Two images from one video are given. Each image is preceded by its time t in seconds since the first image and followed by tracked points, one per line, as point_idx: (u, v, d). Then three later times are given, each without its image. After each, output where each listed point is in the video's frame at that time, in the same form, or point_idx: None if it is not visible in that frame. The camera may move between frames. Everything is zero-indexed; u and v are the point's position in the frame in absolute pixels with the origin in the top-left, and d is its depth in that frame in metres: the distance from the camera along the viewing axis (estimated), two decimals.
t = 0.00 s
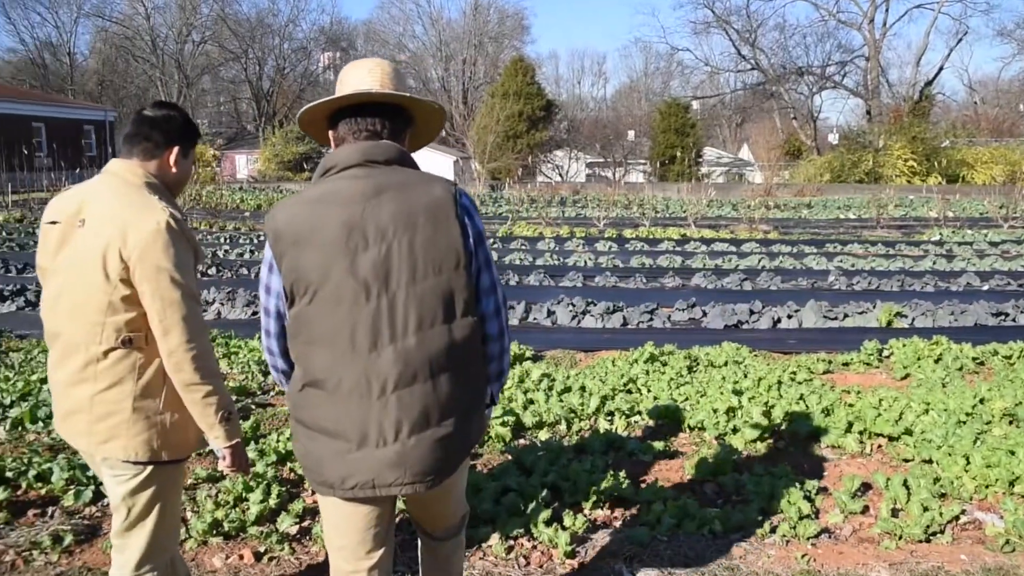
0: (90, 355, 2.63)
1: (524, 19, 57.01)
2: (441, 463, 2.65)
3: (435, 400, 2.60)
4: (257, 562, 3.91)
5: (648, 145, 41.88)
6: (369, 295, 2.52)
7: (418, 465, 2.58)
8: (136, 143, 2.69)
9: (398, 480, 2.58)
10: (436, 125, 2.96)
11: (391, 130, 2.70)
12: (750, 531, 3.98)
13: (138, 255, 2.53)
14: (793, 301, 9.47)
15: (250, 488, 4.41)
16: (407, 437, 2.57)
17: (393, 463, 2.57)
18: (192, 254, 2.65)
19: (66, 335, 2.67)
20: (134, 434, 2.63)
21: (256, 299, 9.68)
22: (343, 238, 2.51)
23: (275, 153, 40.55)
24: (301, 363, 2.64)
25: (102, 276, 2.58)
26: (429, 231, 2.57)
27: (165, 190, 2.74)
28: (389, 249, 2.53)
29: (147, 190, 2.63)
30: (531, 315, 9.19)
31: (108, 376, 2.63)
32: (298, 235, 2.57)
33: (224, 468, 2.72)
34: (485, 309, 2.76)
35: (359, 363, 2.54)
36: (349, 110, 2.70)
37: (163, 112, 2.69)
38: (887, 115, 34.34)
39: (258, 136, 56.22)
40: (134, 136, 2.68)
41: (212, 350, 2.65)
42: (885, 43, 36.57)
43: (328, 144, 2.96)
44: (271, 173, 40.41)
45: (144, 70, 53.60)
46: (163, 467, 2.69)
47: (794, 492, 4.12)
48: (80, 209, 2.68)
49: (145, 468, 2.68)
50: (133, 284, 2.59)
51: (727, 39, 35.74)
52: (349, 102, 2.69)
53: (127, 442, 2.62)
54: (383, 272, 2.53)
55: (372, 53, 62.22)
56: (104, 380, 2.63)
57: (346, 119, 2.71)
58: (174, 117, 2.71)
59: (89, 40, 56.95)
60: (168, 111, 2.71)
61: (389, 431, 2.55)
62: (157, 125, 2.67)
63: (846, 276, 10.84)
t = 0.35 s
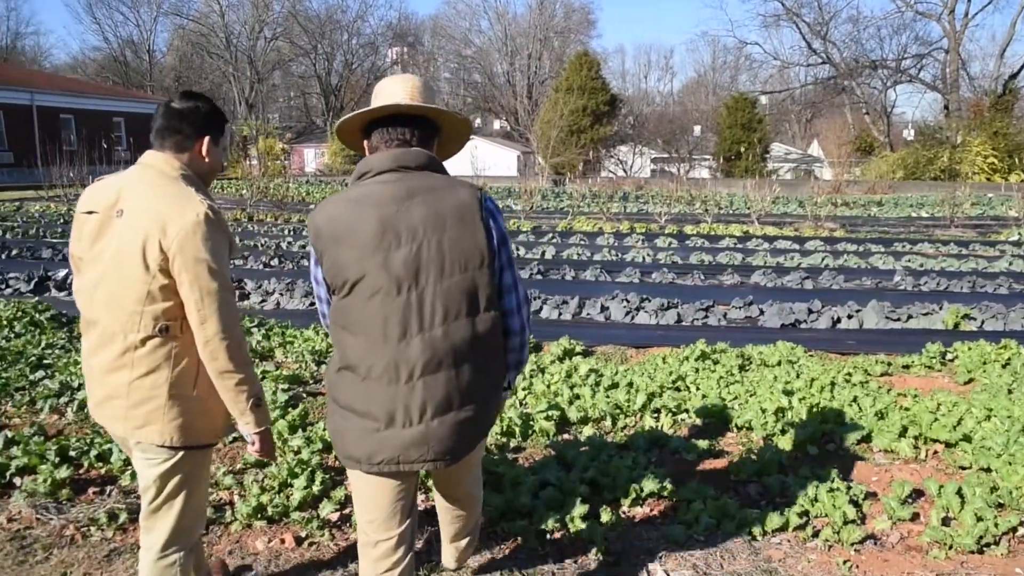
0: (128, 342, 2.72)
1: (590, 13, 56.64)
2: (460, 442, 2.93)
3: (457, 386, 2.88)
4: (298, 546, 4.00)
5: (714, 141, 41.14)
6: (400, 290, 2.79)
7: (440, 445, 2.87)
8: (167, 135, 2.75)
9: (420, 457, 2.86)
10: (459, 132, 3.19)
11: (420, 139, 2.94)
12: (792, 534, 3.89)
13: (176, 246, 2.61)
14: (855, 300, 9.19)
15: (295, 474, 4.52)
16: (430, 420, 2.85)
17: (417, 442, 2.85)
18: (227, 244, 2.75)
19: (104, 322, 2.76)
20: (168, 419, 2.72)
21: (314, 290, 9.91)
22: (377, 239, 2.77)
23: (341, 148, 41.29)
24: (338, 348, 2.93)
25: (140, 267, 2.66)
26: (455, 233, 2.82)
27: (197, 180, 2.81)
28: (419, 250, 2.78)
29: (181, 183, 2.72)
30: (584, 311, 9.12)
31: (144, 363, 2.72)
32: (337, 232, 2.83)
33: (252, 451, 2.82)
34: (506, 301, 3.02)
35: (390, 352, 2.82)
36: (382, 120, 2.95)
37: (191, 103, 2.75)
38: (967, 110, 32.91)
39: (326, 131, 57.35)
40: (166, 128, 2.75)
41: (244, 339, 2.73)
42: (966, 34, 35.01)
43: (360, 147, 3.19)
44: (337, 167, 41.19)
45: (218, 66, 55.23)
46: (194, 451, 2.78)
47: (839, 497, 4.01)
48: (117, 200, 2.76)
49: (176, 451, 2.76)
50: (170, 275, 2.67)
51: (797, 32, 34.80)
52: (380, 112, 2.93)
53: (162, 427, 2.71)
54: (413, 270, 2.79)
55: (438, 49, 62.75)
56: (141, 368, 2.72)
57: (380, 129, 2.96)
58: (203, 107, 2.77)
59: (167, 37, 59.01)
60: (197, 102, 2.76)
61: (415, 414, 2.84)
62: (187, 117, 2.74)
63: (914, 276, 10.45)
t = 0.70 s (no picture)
0: (162, 334, 2.82)
1: (657, 8, 55.96)
2: (505, 426, 3.01)
3: (506, 373, 2.97)
4: (338, 533, 4.08)
5: (783, 137, 40.16)
6: (458, 281, 2.86)
7: (489, 426, 2.94)
8: (201, 133, 2.83)
9: (470, 437, 2.93)
10: (499, 152, 3.35)
11: (465, 153, 3.08)
12: (835, 540, 3.78)
13: (206, 242, 2.69)
14: (921, 302, 8.86)
15: (338, 464, 4.62)
16: (481, 401, 2.93)
17: (468, 423, 2.92)
18: (256, 240, 2.82)
19: (141, 315, 2.87)
20: (200, 409, 2.81)
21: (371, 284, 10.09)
22: (436, 234, 2.85)
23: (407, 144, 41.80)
24: (391, 337, 2.98)
25: (173, 262, 2.75)
26: (510, 233, 2.92)
27: (229, 177, 2.89)
28: (477, 246, 2.87)
29: (214, 179, 2.79)
30: (639, 308, 9.00)
31: (178, 355, 2.82)
32: (397, 229, 2.90)
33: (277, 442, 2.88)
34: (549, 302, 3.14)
35: (446, 338, 2.88)
36: (430, 139, 3.09)
37: (223, 101, 2.81)
38: None
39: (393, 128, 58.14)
40: (200, 126, 2.83)
41: (270, 333, 2.81)
42: None
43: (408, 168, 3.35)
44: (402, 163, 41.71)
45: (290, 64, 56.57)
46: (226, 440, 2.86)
47: (887, 504, 3.87)
48: (153, 197, 2.86)
49: (210, 439, 2.85)
50: (201, 270, 2.75)
51: (872, 24, 33.65)
52: (428, 133, 3.08)
53: (195, 416, 2.79)
54: (471, 262, 2.87)
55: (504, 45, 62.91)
56: (175, 359, 2.82)
57: (427, 148, 3.10)
58: (234, 106, 2.83)
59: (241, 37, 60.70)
60: (228, 100, 2.83)
61: (467, 394, 2.91)
62: (219, 115, 2.80)
63: (987, 278, 10.02)
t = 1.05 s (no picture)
0: (190, 323, 2.92)
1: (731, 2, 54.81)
2: (560, 384, 3.29)
3: (562, 336, 3.26)
4: (376, 522, 4.14)
5: (860, 133, 38.85)
6: (521, 252, 3.17)
7: (549, 381, 3.22)
8: (224, 128, 2.91)
9: (532, 391, 3.20)
10: (552, 163, 3.63)
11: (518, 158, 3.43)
12: (880, 550, 3.65)
13: (226, 232, 2.76)
14: (994, 305, 8.47)
15: (381, 454, 4.69)
16: (542, 359, 3.21)
17: (531, 379, 3.19)
18: (276, 229, 2.89)
19: (169, 304, 2.98)
20: (228, 394, 2.91)
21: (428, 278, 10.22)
22: (500, 212, 3.17)
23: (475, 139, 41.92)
24: (455, 307, 3.25)
25: (196, 253, 2.84)
26: (563, 214, 3.27)
27: (251, 169, 2.96)
28: (535, 224, 3.19)
29: (234, 171, 2.86)
30: (696, 306, 8.82)
31: (206, 342, 2.92)
32: (463, 211, 3.20)
33: (295, 431, 2.94)
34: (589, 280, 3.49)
35: (510, 303, 3.17)
36: (490, 144, 3.40)
37: (242, 95, 2.89)
38: None
39: (461, 123, 58.58)
40: (221, 121, 2.91)
41: (288, 321, 2.87)
42: None
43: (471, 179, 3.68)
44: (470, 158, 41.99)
45: (362, 60, 57.59)
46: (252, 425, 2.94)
47: (938, 515, 3.72)
48: (178, 191, 2.95)
49: (237, 424, 2.93)
50: (222, 259, 2.83)
51: (958, 15, 32.22)
52: (485, 142, 3.43)
53: (224, 401, 2.90)
54: (531, 237, 3.18)
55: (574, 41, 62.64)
56: (202, 347, 2.92)
57: (489, 153, 3.41)
58: (254, 100, 2.90)
59: (316, 34, 62.08)
60: (249, 94, 2.90)
61: (530, 351, 3.19)
62: (239, 110, 2.88)
63: None
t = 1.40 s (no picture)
0: (204, 308, 3.09)
1: None
2: (591, 352, 3.36)
3: (594, 307, 3.37)
4: (404, 511, 4.18)
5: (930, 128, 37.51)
6: (557, 226, 3.34)
7: (580, 345, 3.30)
8: (229, 121, 3.05)
9: (562, 352, 3.28)
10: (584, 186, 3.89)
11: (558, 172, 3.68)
12: (916, 560, 3.52)
13: (231, 217, 2.91)
14: None
15: (414, 445, 4.73)
16: (574, 324, 3.32)
17: (562, 340, 3.28)
18: (282, 217, 3.03)
19: (184, 291, 3.14)
20: (240, 377, 3.06)
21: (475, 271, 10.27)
22: (540, 195, 3.39)
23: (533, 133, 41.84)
24: (492, 279, 3.40)
25: (206, 240, 3.01)
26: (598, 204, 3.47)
27: (256, 158, 3.10)
28: (571, 206, 3.39)
29: (241, 160, 3.02)
30: (745, 304, 8.57)
31: (219, 327, 3.08)
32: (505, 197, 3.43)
33: (302, 414, 3.06)
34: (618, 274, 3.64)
35: (544, 270, 3.32)
36: (528, 158, 3.65)
37: (245, 88, 3.03)
38: None
39: (519, 117, 58.58)
40: (227, 113, 3.06)
41: (294, 304, 3.00)
42: None
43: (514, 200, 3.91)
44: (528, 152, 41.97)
45: (422, 54, 58.06)
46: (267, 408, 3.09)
47: (980, 526, 3.58)
48: (189, 182, 3.11)
49: (253, 407, 3.09)
50: (229, 246, 2.99)
51: None
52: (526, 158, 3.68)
53: (237, 383, 3.06)
54: (567, 215, 3.37)
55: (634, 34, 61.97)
56: (218, 332, 3.09)
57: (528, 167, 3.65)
58: (256, 91, 3.04)
59: (377, 29, 62.89)
60: (250, 86, 3.04)
61: (562, 315, 3.31)
62: (241, 101, 3.02)
63: None
